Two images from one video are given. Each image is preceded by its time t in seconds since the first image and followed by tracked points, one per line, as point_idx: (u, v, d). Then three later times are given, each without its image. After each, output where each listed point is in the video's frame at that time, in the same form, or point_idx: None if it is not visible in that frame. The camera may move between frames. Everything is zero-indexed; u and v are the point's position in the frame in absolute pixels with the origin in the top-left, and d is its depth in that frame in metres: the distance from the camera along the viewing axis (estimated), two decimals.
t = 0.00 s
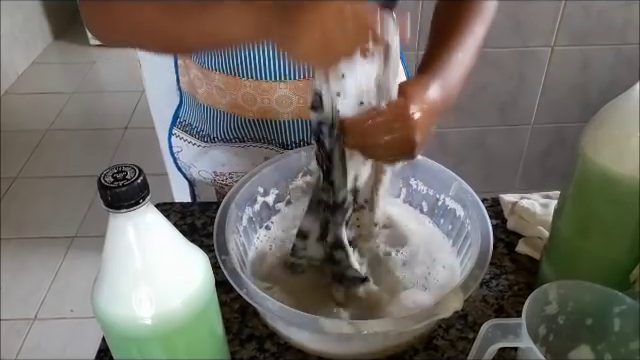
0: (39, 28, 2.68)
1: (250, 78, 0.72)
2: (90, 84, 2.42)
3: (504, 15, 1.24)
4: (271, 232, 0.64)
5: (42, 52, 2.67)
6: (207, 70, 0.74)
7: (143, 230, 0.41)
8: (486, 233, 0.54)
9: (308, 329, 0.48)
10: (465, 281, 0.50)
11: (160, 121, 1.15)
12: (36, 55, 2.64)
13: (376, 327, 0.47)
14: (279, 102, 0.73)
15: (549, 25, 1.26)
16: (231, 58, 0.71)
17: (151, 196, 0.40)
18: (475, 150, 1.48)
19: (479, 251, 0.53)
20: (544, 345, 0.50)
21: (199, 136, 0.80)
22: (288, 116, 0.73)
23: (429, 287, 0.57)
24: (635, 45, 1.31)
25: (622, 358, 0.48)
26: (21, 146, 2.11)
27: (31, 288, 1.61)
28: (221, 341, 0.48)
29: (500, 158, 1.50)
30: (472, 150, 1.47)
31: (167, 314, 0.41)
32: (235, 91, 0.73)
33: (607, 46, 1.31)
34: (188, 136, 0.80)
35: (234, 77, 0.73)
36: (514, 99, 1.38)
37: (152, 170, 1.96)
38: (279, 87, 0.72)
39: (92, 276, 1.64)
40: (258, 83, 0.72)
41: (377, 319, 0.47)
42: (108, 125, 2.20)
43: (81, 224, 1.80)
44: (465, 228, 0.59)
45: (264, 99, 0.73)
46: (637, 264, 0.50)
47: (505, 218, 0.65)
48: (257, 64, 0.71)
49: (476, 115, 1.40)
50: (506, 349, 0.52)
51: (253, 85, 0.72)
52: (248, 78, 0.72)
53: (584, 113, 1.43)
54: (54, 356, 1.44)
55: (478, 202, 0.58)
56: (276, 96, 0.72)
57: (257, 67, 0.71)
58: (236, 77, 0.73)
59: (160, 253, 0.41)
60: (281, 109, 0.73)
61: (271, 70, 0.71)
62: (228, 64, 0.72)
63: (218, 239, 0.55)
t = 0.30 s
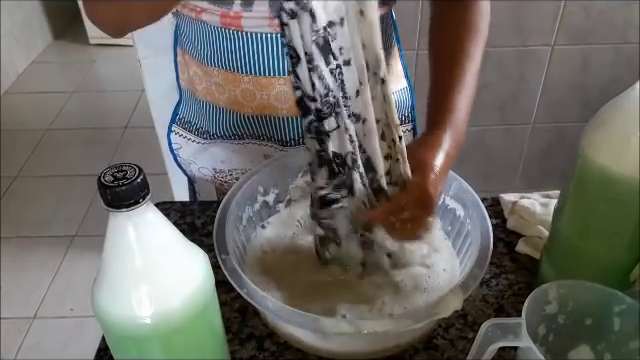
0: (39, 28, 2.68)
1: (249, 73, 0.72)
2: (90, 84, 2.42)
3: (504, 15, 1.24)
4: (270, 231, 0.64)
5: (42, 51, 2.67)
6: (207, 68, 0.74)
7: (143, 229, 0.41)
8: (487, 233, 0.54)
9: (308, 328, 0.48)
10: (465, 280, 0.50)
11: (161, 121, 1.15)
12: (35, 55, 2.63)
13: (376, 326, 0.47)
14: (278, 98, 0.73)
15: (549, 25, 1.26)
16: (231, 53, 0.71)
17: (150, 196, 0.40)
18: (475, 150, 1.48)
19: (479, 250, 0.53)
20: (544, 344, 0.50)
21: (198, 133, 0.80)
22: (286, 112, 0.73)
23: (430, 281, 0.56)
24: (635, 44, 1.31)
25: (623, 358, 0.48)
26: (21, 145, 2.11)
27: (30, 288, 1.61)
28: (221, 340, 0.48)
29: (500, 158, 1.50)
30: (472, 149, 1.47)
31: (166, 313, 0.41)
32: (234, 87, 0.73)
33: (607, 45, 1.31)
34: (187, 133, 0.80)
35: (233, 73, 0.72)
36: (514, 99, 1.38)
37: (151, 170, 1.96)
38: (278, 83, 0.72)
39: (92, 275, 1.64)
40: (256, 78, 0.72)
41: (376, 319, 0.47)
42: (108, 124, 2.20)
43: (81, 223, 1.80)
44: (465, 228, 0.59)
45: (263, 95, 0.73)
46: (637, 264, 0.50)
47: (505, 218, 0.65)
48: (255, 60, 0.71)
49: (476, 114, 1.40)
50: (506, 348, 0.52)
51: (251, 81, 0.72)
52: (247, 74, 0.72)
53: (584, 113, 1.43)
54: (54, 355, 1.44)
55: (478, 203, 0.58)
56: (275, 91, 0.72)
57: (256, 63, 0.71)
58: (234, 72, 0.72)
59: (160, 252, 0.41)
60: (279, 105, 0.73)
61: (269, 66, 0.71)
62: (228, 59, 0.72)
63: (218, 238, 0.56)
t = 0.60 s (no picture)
0: (39, 29, 2.68)
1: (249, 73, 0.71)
2: (90, 84, 2.43)
3: (504, 15, 1.24)
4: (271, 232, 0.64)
5: (42, 52, 2.67)
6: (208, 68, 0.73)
7: (143, 229, 0.41)
8: (486, 233, 0.54)
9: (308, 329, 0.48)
10: (465, 280, 0.50)
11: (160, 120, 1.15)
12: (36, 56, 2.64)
13: (376, 327, 0.47)
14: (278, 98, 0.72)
15: (550, 25, 1.26)
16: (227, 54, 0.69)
17: (151, 196, 0.40)
18: (475, 150, 1.48)
19: (479, 250, 0.53)
20: (544, 345, 0.50)
21: (202, 133, 0.79)
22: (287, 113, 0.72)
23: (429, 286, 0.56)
24: (635, 44, 1.31)
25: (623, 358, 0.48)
26: (21, 146, 2.12)
27: (31, 288, 1.61)
28: (221, 340, 0.48)
29: (500, 158, 1.50)
30: (472, 149, 1.47)
31: (167, 313, 0.41)
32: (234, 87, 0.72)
33: (607, 45, 1.31)
34: (189, 134, 0.80)
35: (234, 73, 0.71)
36: (514, 99, 1.38)
37: (152, 170, 1.96)
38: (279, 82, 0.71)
39: (92, 276, 1.64)
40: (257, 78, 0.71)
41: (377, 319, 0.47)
42: (109, 125, 2.20)
43: (82, 223, 1.80)
44: (465, 228, 0.59)
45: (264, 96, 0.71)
46: (637, 264, 0.50)
47: (505, 218, 0.65)
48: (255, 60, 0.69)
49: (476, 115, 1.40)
50: (506, 348, 0.52)
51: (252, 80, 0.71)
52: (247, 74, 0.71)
53: (584, 113, 1.43)
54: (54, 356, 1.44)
55: (478, 203, 0.58)
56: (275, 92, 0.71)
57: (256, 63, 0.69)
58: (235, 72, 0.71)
59: (160, 253, 0.41)
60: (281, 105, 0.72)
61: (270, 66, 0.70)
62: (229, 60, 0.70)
63: (218, 239, 0.56)
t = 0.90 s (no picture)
0: (39, 28, 2.68)
1: (250, 73, 0.70)
2: (90, 84, 2.43)
3: (504, 15, 1.24)
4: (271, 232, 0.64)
5: (42, 52, 2.67)
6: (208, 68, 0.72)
7: (143, 229, 0.41)
8: (486, 233, 0.54)
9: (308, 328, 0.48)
10: (465, 280, 0.50)
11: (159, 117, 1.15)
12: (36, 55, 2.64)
13: (376, 327, 0.47)
14: (278, 98, 0.71)
15: (550, 25, 1.26)
16: (227, 54, 0.69)
17: (151, 196, 0.40)
18: (475, 150, 1.48)
19: (479, 250, 0.53)
20: (544, 345, 0.50)
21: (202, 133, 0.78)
22: (288, 113, 0.72)
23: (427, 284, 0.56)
24: (635, 44, 1.31)
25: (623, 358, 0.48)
26: (21, 146, 2.12)
27: (31, 288, 1.62)
28: (221, 340, 0.48)
29: (501, 158, 1.50)
30: (472, 149, 1.47)
31: (167, 314, 0.41)
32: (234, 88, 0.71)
33: (607, 45, 1.31)
34: (189, 133, 0.79)
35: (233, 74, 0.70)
36: (513, 99, 1.38)
37: (152, 170, 1.96)
38: (278, 83, 0.70)
39: (92, 276, 1.64)
40: (257, 79, 0.70)
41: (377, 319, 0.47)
42: (109, 125, 2.20)
43: (82, 223, 1.80)
44: (465, 228, 0.59)
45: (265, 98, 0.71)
46: (637, 264, 0.50)
47: (505, 218, 0.65)
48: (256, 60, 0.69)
49: (476, 114, 1.40)
50: (506, 348, 0.52)
51: (253, 80, 0.70)
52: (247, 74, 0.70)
53: (584, 113, 1.43)
54: (54, 356, 1.44)
55: (478, 203, 0.58)
56: (276, 92, 0.71)
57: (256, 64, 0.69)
58: (236, 73, 0.70)
59: (161, 253, 0.41)
60: (282, 106, 0.72)
61: (271, 67, 0.69)
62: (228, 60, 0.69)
63: (218, 239, 0.56)
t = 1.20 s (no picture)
0: (39, 28, 2.68)
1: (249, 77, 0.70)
2: (90, 84, 2.43)
3: (504, 15, 1.24)
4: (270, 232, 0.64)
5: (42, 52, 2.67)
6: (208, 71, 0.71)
7: (143, 229, 0.41)
8: (487, 233, 0.54)
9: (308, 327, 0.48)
10: (465, 280, 0.50)
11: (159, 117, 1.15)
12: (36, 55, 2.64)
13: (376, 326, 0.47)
14: (276, 102, 0.71)
15: (550, 25, 1.26)
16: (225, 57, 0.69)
17: (151, 196, 0.40)
18: (475, 150, 1.48)
19: (479, 251, 0.53)
20: (544, 345, 0.50)
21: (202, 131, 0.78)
22: (287, 117, 0.72)
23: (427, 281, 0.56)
24: (635, 44, 1.31)
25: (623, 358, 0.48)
26: (21, 146, 2.12)
27: (31, 288, 1.61)
28: (221, 340, 0.48)
29: (501, 158, 1.50)
30: (472, 150, 1.47)
31: (166, 314, 0.41)
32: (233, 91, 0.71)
33: (607, 46, 1.31)
34: (190, 131, 0.79)
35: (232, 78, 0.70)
36: (513, 99, 1.38)
37: (152, 170, 1.96)
38: (277, 87, 0.70)
39: (92, 276, 1.64)
40: (256, 82, 0.70)
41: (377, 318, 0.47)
42: (108, 125, 2.20)
43: (82, 224, 1.80)
44: (465, 228, 0.59)
45: (263, 101, 0.71)
46: (637, 264, 0.50)
47: (505, 218, 0.65)
48: (255, 65, 0.69)
49: (476, 115, 1.40)
50: (506, 349, 0.52)
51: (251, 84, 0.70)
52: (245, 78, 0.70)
53: (584, 113, 1.43)
54: (54, 356, 1.44)
55: (479, 203, 0.58)
56: (275, 96, 0.71)
57: (255, 68, 0.69)
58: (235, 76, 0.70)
59: (160, 254, 0.41)
60: (280, 110, 0.71)
61: (269, 71, 0.69)
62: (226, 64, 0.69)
63: (218, 239, 0.56)
